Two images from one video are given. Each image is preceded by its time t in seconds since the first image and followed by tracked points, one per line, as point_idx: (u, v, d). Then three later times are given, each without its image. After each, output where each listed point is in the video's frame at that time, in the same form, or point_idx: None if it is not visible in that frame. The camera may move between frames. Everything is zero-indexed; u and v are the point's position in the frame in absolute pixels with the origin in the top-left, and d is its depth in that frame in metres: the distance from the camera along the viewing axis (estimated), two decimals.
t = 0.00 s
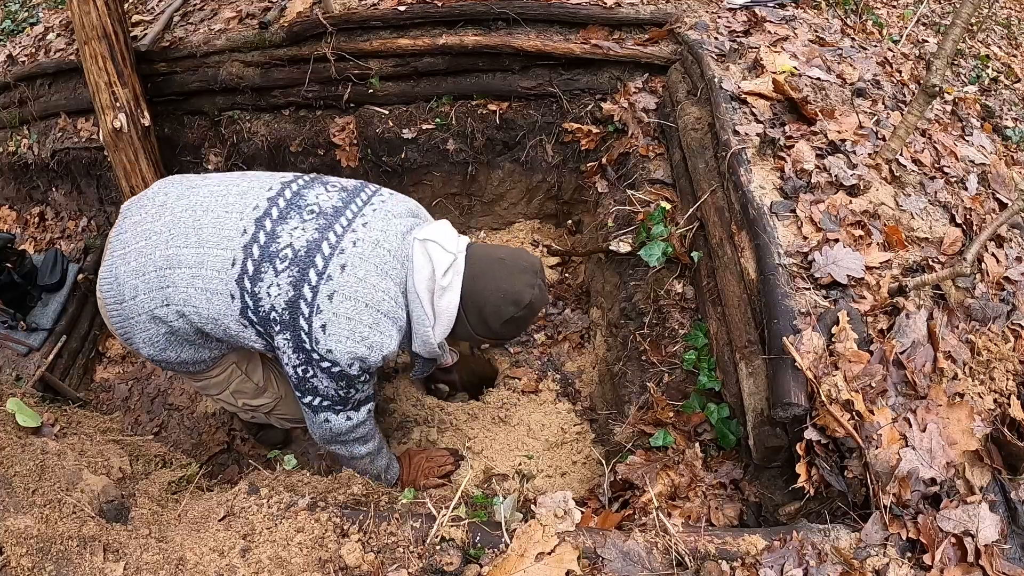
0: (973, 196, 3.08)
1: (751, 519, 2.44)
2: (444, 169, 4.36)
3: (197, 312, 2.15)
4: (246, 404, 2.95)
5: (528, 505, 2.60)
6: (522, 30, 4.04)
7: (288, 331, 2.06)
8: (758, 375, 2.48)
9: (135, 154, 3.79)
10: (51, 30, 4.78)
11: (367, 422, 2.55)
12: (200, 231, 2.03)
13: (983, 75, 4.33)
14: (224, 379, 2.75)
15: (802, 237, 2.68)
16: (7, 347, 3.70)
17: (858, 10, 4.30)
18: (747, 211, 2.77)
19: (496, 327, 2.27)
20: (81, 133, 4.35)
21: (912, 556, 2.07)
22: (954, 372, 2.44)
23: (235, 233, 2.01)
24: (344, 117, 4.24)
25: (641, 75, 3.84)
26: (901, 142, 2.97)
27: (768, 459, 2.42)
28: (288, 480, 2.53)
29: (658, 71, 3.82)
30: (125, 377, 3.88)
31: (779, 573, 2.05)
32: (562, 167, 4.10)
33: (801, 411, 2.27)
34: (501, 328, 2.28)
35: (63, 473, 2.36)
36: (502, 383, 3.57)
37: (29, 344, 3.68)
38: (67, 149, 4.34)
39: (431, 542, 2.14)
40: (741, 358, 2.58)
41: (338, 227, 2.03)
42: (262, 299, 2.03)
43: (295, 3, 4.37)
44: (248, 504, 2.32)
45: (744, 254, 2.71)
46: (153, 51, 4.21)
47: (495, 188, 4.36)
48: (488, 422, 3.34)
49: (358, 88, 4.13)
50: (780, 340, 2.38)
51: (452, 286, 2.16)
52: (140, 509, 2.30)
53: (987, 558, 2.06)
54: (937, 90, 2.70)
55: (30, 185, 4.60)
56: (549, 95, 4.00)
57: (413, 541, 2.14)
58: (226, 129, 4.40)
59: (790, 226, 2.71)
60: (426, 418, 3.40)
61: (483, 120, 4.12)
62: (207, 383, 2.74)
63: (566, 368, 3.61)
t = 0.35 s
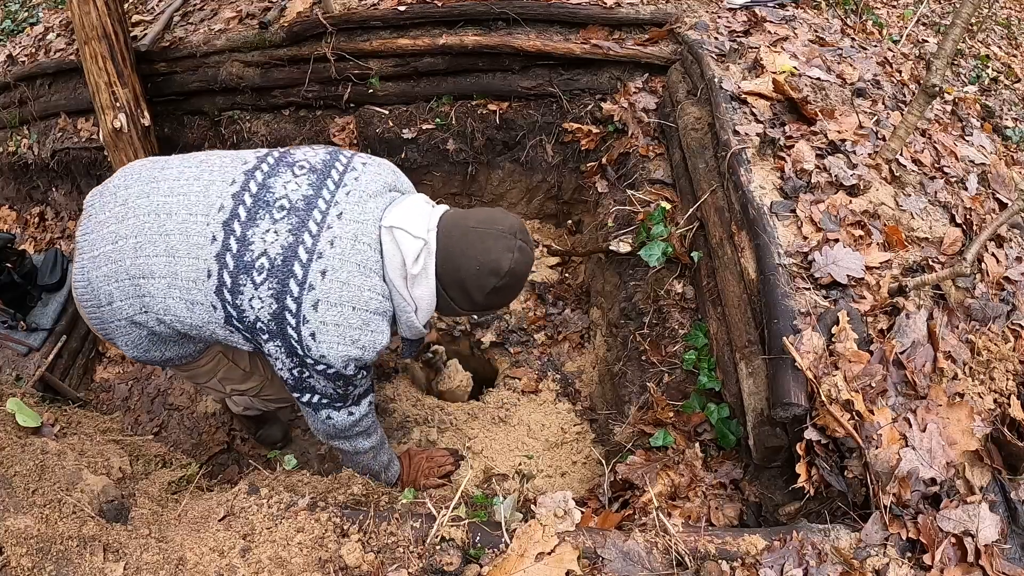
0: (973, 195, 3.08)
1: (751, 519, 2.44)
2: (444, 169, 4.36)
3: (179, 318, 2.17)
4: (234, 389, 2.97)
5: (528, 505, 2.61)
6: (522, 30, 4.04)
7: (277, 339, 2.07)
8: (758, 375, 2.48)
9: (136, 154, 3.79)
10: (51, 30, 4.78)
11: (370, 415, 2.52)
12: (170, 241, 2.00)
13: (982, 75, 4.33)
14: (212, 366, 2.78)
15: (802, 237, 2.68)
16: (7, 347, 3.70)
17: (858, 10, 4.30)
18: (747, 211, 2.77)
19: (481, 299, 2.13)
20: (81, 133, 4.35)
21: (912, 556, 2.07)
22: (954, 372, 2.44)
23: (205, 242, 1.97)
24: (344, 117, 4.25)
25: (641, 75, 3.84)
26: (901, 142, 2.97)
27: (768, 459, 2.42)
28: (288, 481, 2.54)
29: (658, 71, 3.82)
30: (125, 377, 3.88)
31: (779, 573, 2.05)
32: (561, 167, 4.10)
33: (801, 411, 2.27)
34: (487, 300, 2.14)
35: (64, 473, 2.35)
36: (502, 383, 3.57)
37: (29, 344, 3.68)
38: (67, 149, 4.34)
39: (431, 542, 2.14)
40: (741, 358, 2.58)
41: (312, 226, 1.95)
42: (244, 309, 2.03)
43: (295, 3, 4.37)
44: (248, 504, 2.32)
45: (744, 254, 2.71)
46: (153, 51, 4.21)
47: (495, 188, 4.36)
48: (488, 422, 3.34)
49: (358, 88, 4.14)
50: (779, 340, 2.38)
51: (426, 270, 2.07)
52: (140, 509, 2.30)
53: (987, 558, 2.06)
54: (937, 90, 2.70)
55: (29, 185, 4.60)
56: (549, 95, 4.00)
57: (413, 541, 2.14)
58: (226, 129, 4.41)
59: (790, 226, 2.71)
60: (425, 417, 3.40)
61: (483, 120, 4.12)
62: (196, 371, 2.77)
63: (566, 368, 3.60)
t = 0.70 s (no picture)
0: (973, 195, 3.08)
1: (751, 519, 2.44)
2: (444, 169, 4.35)
3: (169, 325, 2.19)
4: (227, 388, 3.00)
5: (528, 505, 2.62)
6: (522, 30, 4.04)
7: (269, 343, 2.09)
8: (758, 375, 2.48)
9: (136, 154, 3.79)
10: (51, 30, 4.78)
11: (366, 413, 2.52)
12: (154, 251, 2.01)
13: (982, 75, 4.33)
14: (204, 366, 2.80)
15: (802, 237, 2.68)
16: (7, 347, 3.70)
17: (858, 10, 4.30)
18: (747, 211, 2.77)
19: (465, 292, 2.13)
20: (81, 133, 4.35)
21: (912, 556, 2.07)
22: (954, 372, 2.44)
23: (189, 250, 1.98)
24: (344, 117, 4.25)
25: (641, 75, 3.84)
26: (902, 142, 2.97)
27: (768, 459, 2.42)
28: (288, 480, 2.56)
29: (658, 71, 3.82)
30: (125, 377, 3.88)
31: (779, 573, 2.05)
32: (562, 167, 4.10)
33: (801, 411, 2.27)
34: (471, 292, 2.13)
35: (64, 473, 2.35)
36: (502, 383, 3.56)
37: (29, 344, 3.68)
38: (67, 149, 4.34)
39: (431, 542, 2.14)
40: (741, 358, 2.58)
41: (294, 229, 1.95)
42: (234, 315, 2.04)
43: (295, 3, 4.37)
44: (248, 504, 2.32)
45: (744, 254, 2.71)
46: (153, 51, 4.22)
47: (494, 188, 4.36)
48: (488, 422, 3.33)
49: (358, 88, 4.14)
50: (779, 340, 2.38)
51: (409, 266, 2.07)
52: (140, 509, 2.30)
53: (987, 558, 2.06)
54: (937, 90, 2.70)
55: (29, 185, 4.60)
56: (549, 95, 4.00)
57: (413, 541, 2.14)
58: (226, 129, 4.41)
59: (790, 226, 2.71)
60: (425, 417, 3.40)
61: (483, 120, 4.12)
62: (189, 372, 2.79)
63: (566, 368, 3.59)
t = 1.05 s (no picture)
0: (973, 195, 3.08)
1: (751, 519, 2.44)
2: (444, 169, 4.27)
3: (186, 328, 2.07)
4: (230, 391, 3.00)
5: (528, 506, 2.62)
6: (522, 30, 4.06)
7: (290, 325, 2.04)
8: (758, 375, 2.48)
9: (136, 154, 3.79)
10: (51, 30, 4.78)
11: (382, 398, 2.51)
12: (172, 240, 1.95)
13: (982, 75, 4.33)
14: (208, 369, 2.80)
15: (802, 237, 2.68)
16: (6, 347, 3.64)
17: (858, 10, 4.30)
18: (747, 212, 2.77)
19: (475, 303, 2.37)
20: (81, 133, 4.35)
21: (912, 556, 2.07)
22: (954, 372, 2.43)
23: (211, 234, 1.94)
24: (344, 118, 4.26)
25: (641, 75, 3.86)
26: (902, 142, 2.98)
27: (768, 459, 2.42)
28: (288, 480, 2.58)
29: (658, 71, 3.83)
30: (126, 377, 3.89)
31: (779, 573, 2.04)
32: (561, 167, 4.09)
33: (801, 411, 2.27)
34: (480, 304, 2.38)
35: (64, 473, 2.35)
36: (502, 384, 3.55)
37: (29, 344, 3.65)
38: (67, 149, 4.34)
39: (431, 542, 2.13)
40: (741, 359, 2.58)
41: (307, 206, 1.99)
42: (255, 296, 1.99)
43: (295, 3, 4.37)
44: (248, 504, 2.32)
45: (744, 254, 2.71)
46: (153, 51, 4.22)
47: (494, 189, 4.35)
48: (488, 422, 3.30)
49: (358, 88, 4.14)
50: (779, 340, 2.38)
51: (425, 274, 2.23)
52: (140, 509, 2.30)
53: (987, 558, 2.06)
54: (938, 90, 2.72)
55: (29, 186, 4.60)
56: (549, 95, 4.04)
57: (413, 541, 2.14)
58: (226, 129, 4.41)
59: (790, 226, 2.71)
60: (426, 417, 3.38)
61: (483, 120, 4.13)
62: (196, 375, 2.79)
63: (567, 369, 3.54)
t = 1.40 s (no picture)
0: (973, 195, 3.08)
1: (751, 519, 2.44)
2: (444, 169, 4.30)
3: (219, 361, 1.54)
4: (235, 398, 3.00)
5: (528, 506, 2.62)
6: (522, 30, 4.06)
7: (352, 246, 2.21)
8: (758, 375, 2.48)
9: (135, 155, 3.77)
10: (51, 30, 4.78)
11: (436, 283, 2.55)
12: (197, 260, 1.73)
13: (982, 75, 4.33)
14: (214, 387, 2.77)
15: (802, 237, 2.68)
16: (7, 346, 3.67)
17: (858, 10, 4.30)
18: (747, 212, 2.77)
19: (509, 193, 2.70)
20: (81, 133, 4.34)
21: (912, 556, 2.06)
22: (954, 372, 2.43)
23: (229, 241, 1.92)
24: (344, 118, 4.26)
25: (641, 75, 3.86)
26: (901, 142, 2.98)
27: (768, 459, 2.42)
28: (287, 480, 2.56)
29: (658, 71, 3.83)
30: (126, 378, 3.89)
31: (779, 573, 2.04)
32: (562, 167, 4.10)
33: (801, 411, 2.27)
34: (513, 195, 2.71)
35: (64, 473, 2.35)
36: (502, 384, 3.55)
37: (29, 344, 3.65)
38: (67, 149, 4.34)
39: (431, 542, 2.13)
40: (741, 359, 2.58)
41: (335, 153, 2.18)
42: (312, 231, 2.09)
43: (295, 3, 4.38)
44: (248, 504, 2.33)
45: (744, 254, 2.71)
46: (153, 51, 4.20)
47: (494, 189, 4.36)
48: (488, 422, 3.29)
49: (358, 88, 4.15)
50: (780, 340, 2.38)
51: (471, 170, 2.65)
52: (140, 509, 2.30)
53: (987, 558, 2.06)
54: (937, 90, 2.74)
55: (29, 186, 4.60)
56: (549, 95, 4.06)
57: (413, 541, 2.14)
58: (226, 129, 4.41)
59: (790, 225, 2.71)
60: (426, 417, 3.38)
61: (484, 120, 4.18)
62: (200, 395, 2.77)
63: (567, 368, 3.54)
